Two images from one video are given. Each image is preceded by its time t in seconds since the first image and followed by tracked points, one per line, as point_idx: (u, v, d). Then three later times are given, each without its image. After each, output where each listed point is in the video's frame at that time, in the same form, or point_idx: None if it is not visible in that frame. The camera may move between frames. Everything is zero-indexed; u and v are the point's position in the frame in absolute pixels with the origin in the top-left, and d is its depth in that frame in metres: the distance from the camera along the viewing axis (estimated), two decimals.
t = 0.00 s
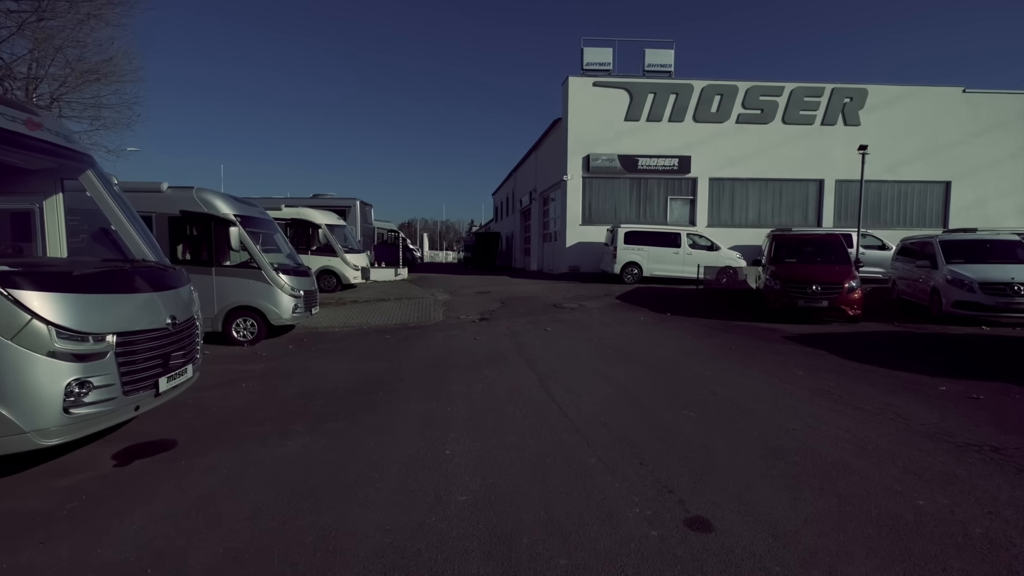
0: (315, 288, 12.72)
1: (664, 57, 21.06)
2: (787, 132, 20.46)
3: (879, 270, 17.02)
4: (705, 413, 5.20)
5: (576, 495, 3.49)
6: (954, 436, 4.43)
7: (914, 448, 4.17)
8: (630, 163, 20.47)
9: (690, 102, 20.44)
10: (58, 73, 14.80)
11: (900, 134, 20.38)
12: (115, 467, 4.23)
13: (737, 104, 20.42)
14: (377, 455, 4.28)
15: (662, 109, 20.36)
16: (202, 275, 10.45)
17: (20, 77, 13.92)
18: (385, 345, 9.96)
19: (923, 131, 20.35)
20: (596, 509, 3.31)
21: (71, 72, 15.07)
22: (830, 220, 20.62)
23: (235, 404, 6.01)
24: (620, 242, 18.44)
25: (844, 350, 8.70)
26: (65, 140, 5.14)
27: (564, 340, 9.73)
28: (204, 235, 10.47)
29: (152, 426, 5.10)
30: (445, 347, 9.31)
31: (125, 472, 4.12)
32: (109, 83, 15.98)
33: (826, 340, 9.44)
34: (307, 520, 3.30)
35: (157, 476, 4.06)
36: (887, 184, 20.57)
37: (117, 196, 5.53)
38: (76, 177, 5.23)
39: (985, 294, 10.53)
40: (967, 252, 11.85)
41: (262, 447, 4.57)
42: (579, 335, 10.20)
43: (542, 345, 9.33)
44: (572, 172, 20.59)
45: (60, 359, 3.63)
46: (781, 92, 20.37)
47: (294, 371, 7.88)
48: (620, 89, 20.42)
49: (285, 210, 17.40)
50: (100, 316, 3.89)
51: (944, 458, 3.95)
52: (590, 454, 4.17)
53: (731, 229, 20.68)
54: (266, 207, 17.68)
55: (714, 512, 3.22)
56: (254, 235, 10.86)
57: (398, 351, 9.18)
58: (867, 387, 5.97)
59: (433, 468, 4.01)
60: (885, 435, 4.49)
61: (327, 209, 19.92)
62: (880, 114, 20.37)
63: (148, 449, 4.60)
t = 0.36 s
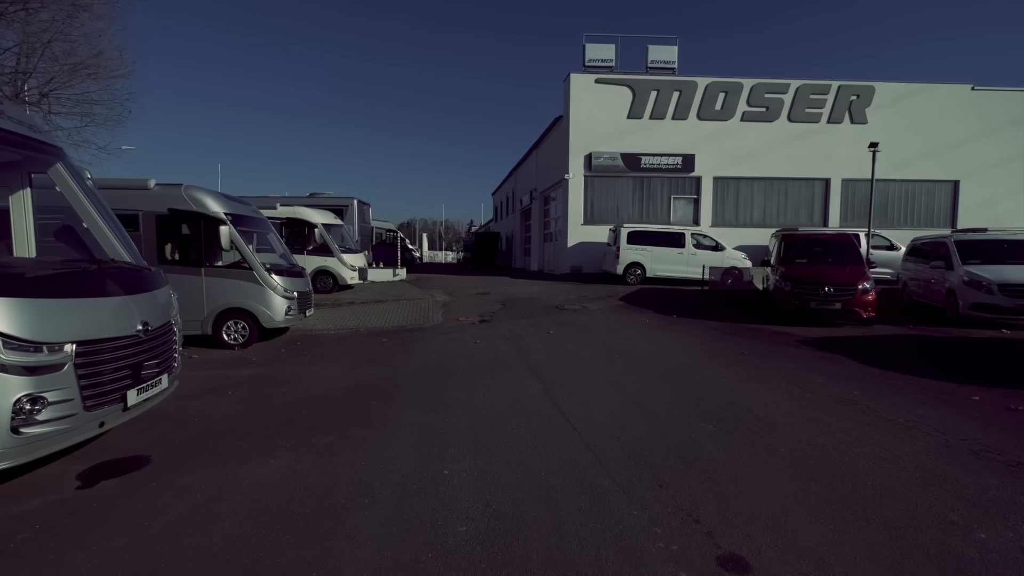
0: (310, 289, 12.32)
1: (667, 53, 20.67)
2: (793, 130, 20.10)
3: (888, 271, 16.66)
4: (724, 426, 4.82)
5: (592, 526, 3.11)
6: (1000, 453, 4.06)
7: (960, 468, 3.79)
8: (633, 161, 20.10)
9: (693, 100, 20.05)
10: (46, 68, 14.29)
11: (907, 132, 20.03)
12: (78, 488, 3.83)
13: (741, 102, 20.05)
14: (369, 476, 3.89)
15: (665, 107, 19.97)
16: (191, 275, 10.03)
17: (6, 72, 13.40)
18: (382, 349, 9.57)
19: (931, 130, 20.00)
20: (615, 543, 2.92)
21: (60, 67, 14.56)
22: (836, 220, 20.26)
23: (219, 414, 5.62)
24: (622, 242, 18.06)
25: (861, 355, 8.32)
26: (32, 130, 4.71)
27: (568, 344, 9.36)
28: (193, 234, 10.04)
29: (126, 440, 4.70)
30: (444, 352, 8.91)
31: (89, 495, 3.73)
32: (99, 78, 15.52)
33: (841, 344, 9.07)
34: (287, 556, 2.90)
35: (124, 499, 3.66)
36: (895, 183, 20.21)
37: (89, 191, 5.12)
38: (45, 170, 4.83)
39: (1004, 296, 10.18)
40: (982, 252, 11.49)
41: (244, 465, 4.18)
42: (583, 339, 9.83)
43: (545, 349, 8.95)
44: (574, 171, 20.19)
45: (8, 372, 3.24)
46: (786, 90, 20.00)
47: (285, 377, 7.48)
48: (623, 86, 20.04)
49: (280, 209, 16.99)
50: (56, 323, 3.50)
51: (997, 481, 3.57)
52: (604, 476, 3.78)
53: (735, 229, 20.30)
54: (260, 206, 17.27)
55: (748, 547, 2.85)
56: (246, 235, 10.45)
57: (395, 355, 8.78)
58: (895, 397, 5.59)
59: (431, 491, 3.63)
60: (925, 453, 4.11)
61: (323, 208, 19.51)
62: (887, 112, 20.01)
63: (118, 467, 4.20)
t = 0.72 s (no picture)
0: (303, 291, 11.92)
1: (670, 50, 20.29)
2: (798, 128, 19.74)
3: (896, 271, 16.31)
4: (743, 442, 4.45)
5: (607, 567, 2.74)
6: None
7: (1011, 494, 3.43)
8: (635, 160, 19.74)
9: (696, 97, 19.66)
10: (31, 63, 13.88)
11: (914, 130, 19.67)
12: (32, 517, 3.45)
13: (745, 99, 19.68)
14: (357, 503, 3.51)
15: (668, 104, 19.59)
16: (178, 277, 9.62)
17: None
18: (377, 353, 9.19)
19: (938, 128, 19.66)
20: None
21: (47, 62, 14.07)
22: (842, 220, 19.90)
23: (200, 427, 5.24)
24: (625, 242, 17.69)
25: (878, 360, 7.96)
26: None
27: (571, 349, 8.99)
28: (181, 233, 9.63)
29: (93, 459, 4.32)
30: (442, 357, 8.53)
31: (42, 525, 3.35)
32: (88, 74, 15.08)
33: (856, 348, 8.71)
34: None
35: (81, 530, 3.28)
36: (901, 182, 19.86)
37: (54, 187, 4.74)
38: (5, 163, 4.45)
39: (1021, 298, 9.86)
40: (998, 252, 11.14)
41: (219, 489, 3.80)
42: (586, 343, 9.45)
43: (547, 354, 8.58)
44: (575, 170, 19.82)
45: None
46: (791, 87, 19.64)
47: (274, 385, 7.10)
48: (625, 83, 19.66)
49: (275, 208, 16.60)
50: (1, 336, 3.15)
51: None
52: (617, 503, 3.41)
53: (739, 229, 19.94)
54: (254, 205, 16.87)
55: None
56: (236, 234, 10.06)
57: (391, 360, 8.40)
58: (924, 408, 5.23)
59: (425, 522, 3.25)
60: (968, 475, 3.75)
61: (319, 207, 19.10)
62: (894, 110, 19.67)
63: (80, 490, 3.83)
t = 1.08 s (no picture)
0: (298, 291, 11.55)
1: (673, 46, 19.94)
2: (803, 126, 19.42)
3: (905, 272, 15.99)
4: (768, 456, 4.11)
5: None
6: None
7: None
8: (638, 158, 19.38)
9: (700, 94, 19.32)
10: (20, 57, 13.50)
11: (922, 127, 19.35)
12: None
13: (750, 96, 19.34)
14: (348, 529, 3.16)
15: (671, 101, 19.25)
16: (166, 277, 9.24)
17: None
18: (372, 357, 8.83)
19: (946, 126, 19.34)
20: None
21: (37, 57, 13.68)
22: (848, 219, 19.58)
23: (182, 437, 4.88)
24: (628, 241, 17.34)
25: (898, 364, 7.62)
26: None
27: (576, 352, 8.65)
28: (169, 232, 9.26)
29: (61, 475, 3.96)
30: (442, 361, 8.17)
31: None
32: (78, 69, 14.71)
33: (873, 351, 8.36)
34: None
35: (36, 560, 2.92)
36: (908, 181, 19.55)
37: (19, 178, 4.37)
38: None
39: None
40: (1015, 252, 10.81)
41: (197, 510, 3.44)
42: (590, 346, 9.13)
43: (551, 358, 8.22)
44: (577, 168, 19.47)
45: None
46: (797, 84, 19.31)
47: (265, 390, 6.73)
48: (627, 80, 19.31)
49: (270, 207, 16.24)
50: None
51: None
52: (637, 529, 3.06)
53: (744, 228, 19.60)
54: (250, 204, 16.50)
55: None
56: (227, 233, 9.71)
57: (388, 364, 8.05)
58: (959, 419, 4.89)
59: (423, 552, 2.90)
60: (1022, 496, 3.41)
61: (316, 206, 18.73)
62: (901, 108, 19.35)
63: (43, 511, 3.47)
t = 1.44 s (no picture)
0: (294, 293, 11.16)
1: (678, 42, 19.57)
2: (810, 124, 19.07)
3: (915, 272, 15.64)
4: (805, 476, 3.75)
5: None
6: None
7: None
8: (642, 157, 19.01)
9: (706, 91, 18.95)
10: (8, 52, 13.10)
11: (931, 125, 19.00)
12: None
13: (756, 93, 18.98)
14: (341, 568, 2.78)
15: (676, 98, 18.88)
16: (154, 278, 8.85)
17: None
18: (371, 362, 8.45)
19: (956, 123, 19.00)
20: None
21: (26, 50, 13.29)
22: (856, 219, 19.23)
23: (164, 453, 4.50)
24: (632, 241, 16.98)
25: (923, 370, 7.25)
26: None
27: (583, 357, 8.28)
28: (158, 230, 8.86)
29: (24, 500, 3.58)
30: (443, 366, 7.80)
31: None
32: (68, 64, 14.31)
33: (895, 356, 7.99)
34: None
35: None
36: (917, 180, 19.20)
37: None
38: None
39: None
40: None
41: (171, 543, 3.06)
42: (597, 350, 8.77)
43: (558, 363, 7.86)
44: (580, 167, 19.09)
45: None
46: (804, 81, 18.95)
47: (256, 398, 6.34)
48: (631, 76, 18.93)
49: (266, 206, 15.85)
50: None
51: None
52: (670, 569, 2.69)
53: (750, 228, 19.25)
54: (245, 202, 16.10)
55: None
56: (219, 233, 9.31)
57: (387, 370, 7.67)
58: (1004, 433, 4.53)
59: None
60: None
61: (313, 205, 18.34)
62: (910, 105, 19.00)
63: None
